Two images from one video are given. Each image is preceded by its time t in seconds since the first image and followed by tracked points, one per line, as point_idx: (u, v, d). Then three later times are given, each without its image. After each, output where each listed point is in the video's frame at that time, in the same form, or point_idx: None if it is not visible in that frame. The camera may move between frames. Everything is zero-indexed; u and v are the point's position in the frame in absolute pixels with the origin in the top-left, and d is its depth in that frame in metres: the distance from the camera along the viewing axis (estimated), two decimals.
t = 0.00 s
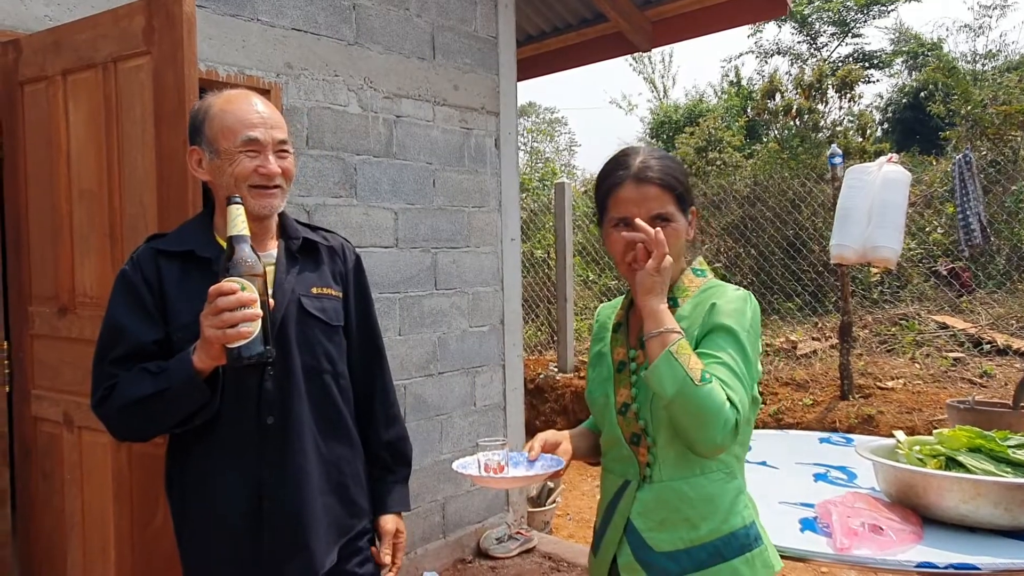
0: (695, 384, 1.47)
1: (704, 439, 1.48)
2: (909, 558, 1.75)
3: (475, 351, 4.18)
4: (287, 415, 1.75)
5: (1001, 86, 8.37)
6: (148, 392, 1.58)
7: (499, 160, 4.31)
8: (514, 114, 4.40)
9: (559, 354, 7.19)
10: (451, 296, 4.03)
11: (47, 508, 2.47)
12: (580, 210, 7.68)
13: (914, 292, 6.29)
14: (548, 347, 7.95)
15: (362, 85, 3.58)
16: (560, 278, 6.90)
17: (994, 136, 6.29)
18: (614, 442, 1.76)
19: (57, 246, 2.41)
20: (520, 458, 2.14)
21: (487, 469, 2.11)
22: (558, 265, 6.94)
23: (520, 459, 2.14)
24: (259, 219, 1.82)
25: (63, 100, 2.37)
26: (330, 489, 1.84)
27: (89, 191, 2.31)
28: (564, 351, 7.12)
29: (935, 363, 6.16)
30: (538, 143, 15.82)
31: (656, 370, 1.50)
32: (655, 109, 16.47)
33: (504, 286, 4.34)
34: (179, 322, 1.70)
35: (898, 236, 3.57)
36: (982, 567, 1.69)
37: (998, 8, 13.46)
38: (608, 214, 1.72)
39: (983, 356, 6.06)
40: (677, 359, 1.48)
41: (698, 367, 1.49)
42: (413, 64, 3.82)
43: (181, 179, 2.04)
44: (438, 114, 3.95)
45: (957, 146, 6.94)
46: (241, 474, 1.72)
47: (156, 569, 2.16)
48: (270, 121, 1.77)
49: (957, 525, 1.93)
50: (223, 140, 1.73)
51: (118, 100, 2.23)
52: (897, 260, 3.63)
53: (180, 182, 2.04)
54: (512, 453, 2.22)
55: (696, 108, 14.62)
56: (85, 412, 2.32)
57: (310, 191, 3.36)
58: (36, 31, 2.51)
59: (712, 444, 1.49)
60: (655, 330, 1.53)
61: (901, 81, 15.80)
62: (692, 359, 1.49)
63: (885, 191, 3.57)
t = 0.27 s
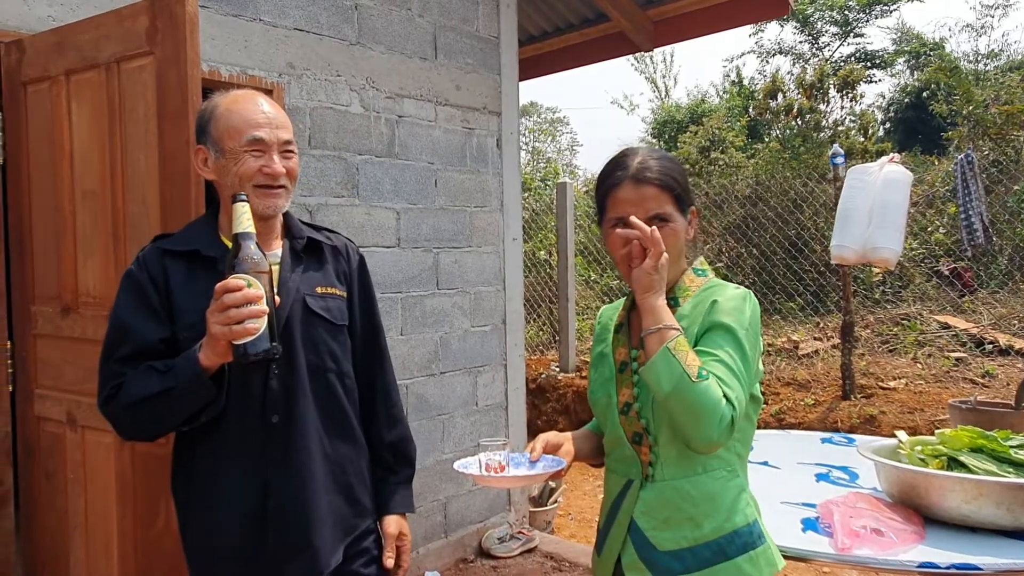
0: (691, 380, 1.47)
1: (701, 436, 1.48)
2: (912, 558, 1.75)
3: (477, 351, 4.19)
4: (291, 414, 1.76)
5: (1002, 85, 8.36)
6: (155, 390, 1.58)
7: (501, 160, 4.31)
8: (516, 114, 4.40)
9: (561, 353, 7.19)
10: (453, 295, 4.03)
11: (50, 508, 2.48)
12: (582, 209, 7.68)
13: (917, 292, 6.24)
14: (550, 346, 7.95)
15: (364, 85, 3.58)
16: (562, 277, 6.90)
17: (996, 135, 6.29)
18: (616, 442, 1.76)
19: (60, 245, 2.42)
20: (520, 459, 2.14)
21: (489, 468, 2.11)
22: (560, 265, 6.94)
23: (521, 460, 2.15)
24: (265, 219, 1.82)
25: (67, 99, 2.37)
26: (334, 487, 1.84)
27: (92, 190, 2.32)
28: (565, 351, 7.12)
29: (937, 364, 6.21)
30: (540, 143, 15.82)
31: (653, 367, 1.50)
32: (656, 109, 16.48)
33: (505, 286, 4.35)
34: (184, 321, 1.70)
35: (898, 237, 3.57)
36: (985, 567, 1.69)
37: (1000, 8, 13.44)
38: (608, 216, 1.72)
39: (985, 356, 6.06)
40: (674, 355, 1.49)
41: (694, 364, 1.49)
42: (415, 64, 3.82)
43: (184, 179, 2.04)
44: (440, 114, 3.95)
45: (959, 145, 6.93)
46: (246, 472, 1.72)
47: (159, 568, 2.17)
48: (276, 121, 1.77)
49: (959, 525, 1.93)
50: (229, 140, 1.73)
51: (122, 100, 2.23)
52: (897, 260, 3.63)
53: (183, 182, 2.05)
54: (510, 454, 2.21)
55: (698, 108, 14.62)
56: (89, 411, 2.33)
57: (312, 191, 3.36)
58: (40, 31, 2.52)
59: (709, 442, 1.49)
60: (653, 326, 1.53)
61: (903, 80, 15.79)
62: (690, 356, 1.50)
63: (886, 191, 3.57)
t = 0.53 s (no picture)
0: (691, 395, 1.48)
1: (710, 448, 1.50)
2: (913, 559, 1.75)
3: (479, 351, 4.19)
4: (294, 415, 1.76)
5: (1005, 85, 8.36)
6: (157, 391, 1.59)
7: (503, 160, 4.32)
8: (518, 115, 4.41)
9: (563, 353, 7.20)
10: (455, 295, 4.04)
11: (54, 508, 2.49)
12: (583, 209, 7.68)
13: (919, 292, 6.29)
14: (551, 347, 7.96)
15: (366, 85, 3.59)
16: (563, 277, 6.91)
17: (998, 135, 6.29)
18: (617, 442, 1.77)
19: (65, 247, 2.42)
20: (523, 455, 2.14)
21: (490, 462, 2.10)
22: (561, 265, 6.95)
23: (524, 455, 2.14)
24: (268, 222, 1.83)
25: (70, 100, 2.38)
26: (336, 488, 1.85)
27: (96, 191, 2.32)
28: (567, 351, 7.13)
29: (939, 363, 6.15)
30: (542, 143, 15.83)
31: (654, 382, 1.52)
32: (659, 109, 16.47)
33: (508, 286, 4.35)
34: (186, 323, 1.70)
35: (899, 237, 3.55)
36: (986, 568, 1.69)
37: (1003, 8, 13.43)
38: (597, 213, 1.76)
39: (987, 356, 6.03)
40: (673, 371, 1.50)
41: (694, 378, 1.50)
42: (418, 64, 3.83)
43: (188, 180, 2.05)
44: (442, 114, 3.96)
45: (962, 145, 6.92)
46: (248, 473, 1.73)
47: (161, 568, 2.18)
48: (285, 124, 1.78)
49: (960, 526, 1.93)
50: (236, 141, 1.74)
51: (125, 102, 2.24)
52: (897, 261, 3.63)
53: (186, 182, 2.05)
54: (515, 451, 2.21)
55: (700, 108, 14.62)
56: (92, 411, 2.33)
57: (315, 191, 3.37)
58: (42, 33, 2.54)
59: (719, 454, 1.51)
60: (648, 344, 1.55)
61: (906, 80, 15.78)
62: (688, 371, 1.51)
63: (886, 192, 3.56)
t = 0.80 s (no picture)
0: (688, 419, 1.49)
1: (712, 469, 1.52)
2: (915, 560, 1.75)
3: (480, 351, 4.19)
4: (293, 416, 1.76)
5: (1008, 84, 8.34)
6: (156, 391, 1.59)
7: (504, 160, 4.31)
8: (519, 114, 4.40)
9: (564, 353, 7.20)
10: (456, 295, 4.04)
11: (55, 508, 2.49)
12: (584, 209, 7.68)
13: (920, 292, 6.33)
14: (552, 347, 7.96)
15: (367, 85, 3.58)
16: (564, 278, 6.91)
17: (1000, 135, 6.27)
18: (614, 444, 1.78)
19: (66, 247, 2.43)
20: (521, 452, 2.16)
21: (486, 458, 2.12)
22: (562, 265, 6.94)
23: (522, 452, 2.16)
24: (268, 223, 1.83)
25: (72, 100, 2.38)
26: (336, 489, 1.85)
27: (97, 191, 2.32)
28: (568, 351, 7.12)
29: (941, 363, 6.13)
30: (543, 143, 15.83)
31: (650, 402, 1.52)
32: (660, 109, 16.47)
33: (509, 286, 4.35)
34: (185, 324, 1.70)
35: (898, 237, 3.56)
36: (988, 570, 1.69)
37: (1005, 7, 13.40)
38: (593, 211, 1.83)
39: (990, 356, 6.00)
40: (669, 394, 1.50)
41: (690, 401, 1.50)
42: (418, 64, 3.83)
43: (188, 180, 2.05)
44: (444, 114, 3.96)
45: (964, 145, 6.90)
46: (248, 474, 1.73)
47: (162, 568, 2.17)
48: (287, 125, 1.78)
49: (962, 527, 1.93)
50: (239, 142, 1.73)
51: (125, 102, 2.24)
52: (896, 260, 3.63)
53: (186, 182, 2.05)
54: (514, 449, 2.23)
55: (701, 108, 14.60)
56: (93, 412, 2.34)
57: (315, 191, 3.36)
58: (43, 33, 2.54)
59: (724, 475, 1.54)
60: (644, 369, 1.54)
61: (907, 80, 15.76)
62: (684, 395, 1.50)
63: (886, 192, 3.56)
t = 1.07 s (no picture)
0: (686, 437, 1.49)
1: (714, 482, 1.53)
2: (917, 560, 1.74)
3: (481, 351, 4.19)
4: (292, 415, 1.76)
5: (1009, 83, 8.33)
6: (154, 391, 1.58)
7: (505, 159, 4.31)
8: (520, 113, 4.40)
9: (564, 353, 7.19)
10: (457, 295, 4.03)
11: (55, 507, 2.49)
12: (585, 208, 7.67)
13: (923, 292, 6.26)
14: (553, 346, 7.95)
15: (368, 84, 3.58)
16: (565, 277, 6.91)
17: (1002, 134, 6.26)
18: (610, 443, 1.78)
19: (66, 246, 2.42)
20: (520, 450, 2.16)
21: (483, 455, 2.12)
22: (563, 264, 6.94)
23: (521, 450, 2.16)
24: (266, 223, 1.82)
25: (72, 99, 2.38)
26: (335, 488, 1.84)
27: (98, 191, 2.32)
28: (569, 351, 7.12)
29: (943, 364, 6.21)
30: (544, 143, 15.83)
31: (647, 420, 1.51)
32: (661, 108, 16.46)
33: (509, 285, 4.34)
34: (183, 323, 1.70)
35: (898, 236, 3.55)
36: (990, 570, 1.69)
37: (1007, 6, 13.39)
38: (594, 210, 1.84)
39: (991, 356, 6.04)
40: (666, 413, 1.50)
41: (688, 419, 1.49)
42: (419, 63, 3.82)
43: (188, 179, 2.04)
44: (444, 113, 3.95)
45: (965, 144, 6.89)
46: (247, 474, 1.72)
47: (163, 568, 2.17)
48: (285, 125, 1.78)
49: (964, 527, 1.92)
50: (238, 141, 1.73)
51: (125, 101, 2.24)
52: (897, 259, 3.62)
53: (187, 181, 2.05)
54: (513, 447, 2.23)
55: (702, 107, 14.59)
56: (93, 411, 2.33)
57: (316, 191, 3.36)
58: (42, 32, 2.54)
59: (726, 488, 1.54)
60: (637, 391, 1.52)
61: (908, 79, 15.76)
62: (681, 415, 1.49)
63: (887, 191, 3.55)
